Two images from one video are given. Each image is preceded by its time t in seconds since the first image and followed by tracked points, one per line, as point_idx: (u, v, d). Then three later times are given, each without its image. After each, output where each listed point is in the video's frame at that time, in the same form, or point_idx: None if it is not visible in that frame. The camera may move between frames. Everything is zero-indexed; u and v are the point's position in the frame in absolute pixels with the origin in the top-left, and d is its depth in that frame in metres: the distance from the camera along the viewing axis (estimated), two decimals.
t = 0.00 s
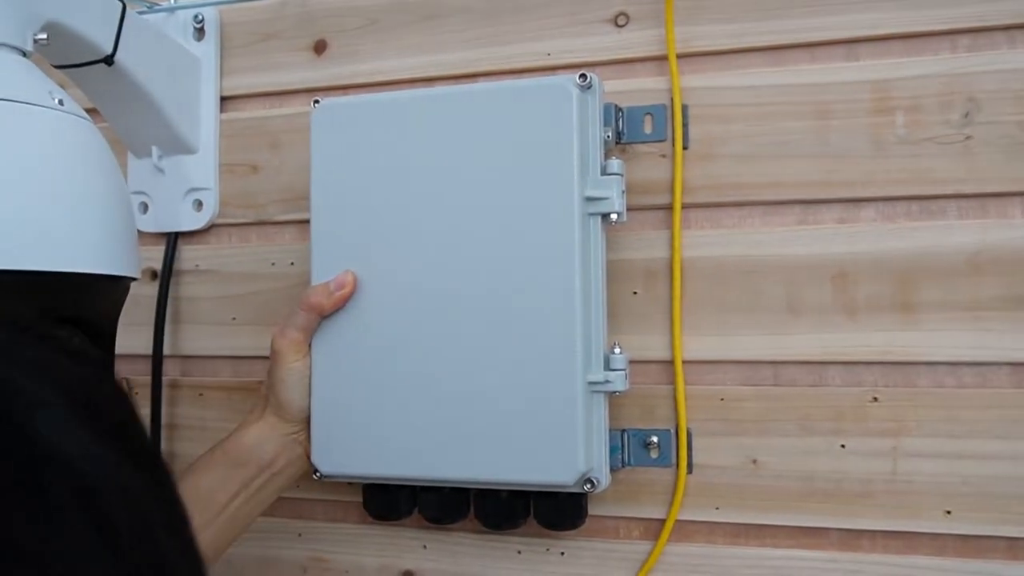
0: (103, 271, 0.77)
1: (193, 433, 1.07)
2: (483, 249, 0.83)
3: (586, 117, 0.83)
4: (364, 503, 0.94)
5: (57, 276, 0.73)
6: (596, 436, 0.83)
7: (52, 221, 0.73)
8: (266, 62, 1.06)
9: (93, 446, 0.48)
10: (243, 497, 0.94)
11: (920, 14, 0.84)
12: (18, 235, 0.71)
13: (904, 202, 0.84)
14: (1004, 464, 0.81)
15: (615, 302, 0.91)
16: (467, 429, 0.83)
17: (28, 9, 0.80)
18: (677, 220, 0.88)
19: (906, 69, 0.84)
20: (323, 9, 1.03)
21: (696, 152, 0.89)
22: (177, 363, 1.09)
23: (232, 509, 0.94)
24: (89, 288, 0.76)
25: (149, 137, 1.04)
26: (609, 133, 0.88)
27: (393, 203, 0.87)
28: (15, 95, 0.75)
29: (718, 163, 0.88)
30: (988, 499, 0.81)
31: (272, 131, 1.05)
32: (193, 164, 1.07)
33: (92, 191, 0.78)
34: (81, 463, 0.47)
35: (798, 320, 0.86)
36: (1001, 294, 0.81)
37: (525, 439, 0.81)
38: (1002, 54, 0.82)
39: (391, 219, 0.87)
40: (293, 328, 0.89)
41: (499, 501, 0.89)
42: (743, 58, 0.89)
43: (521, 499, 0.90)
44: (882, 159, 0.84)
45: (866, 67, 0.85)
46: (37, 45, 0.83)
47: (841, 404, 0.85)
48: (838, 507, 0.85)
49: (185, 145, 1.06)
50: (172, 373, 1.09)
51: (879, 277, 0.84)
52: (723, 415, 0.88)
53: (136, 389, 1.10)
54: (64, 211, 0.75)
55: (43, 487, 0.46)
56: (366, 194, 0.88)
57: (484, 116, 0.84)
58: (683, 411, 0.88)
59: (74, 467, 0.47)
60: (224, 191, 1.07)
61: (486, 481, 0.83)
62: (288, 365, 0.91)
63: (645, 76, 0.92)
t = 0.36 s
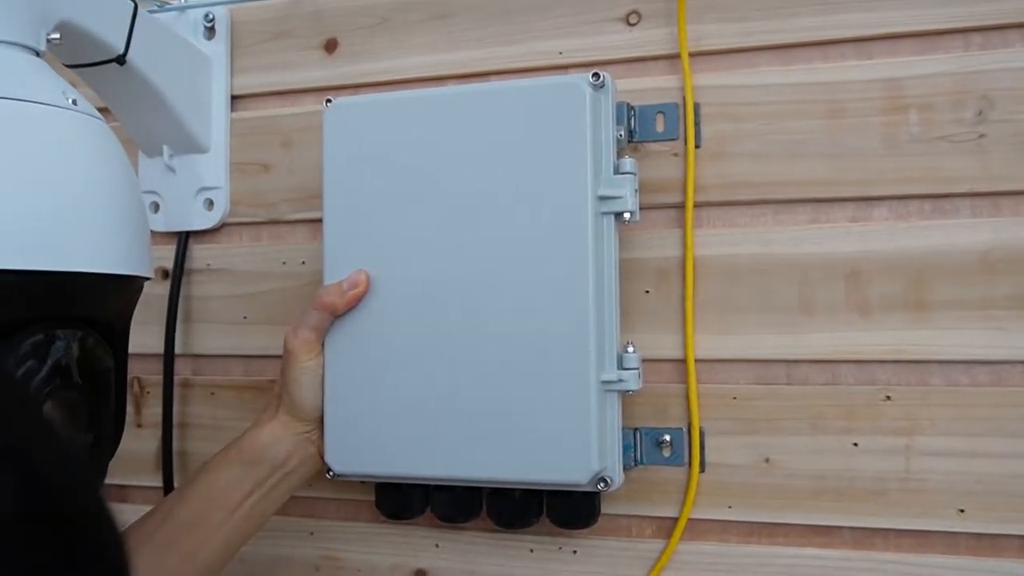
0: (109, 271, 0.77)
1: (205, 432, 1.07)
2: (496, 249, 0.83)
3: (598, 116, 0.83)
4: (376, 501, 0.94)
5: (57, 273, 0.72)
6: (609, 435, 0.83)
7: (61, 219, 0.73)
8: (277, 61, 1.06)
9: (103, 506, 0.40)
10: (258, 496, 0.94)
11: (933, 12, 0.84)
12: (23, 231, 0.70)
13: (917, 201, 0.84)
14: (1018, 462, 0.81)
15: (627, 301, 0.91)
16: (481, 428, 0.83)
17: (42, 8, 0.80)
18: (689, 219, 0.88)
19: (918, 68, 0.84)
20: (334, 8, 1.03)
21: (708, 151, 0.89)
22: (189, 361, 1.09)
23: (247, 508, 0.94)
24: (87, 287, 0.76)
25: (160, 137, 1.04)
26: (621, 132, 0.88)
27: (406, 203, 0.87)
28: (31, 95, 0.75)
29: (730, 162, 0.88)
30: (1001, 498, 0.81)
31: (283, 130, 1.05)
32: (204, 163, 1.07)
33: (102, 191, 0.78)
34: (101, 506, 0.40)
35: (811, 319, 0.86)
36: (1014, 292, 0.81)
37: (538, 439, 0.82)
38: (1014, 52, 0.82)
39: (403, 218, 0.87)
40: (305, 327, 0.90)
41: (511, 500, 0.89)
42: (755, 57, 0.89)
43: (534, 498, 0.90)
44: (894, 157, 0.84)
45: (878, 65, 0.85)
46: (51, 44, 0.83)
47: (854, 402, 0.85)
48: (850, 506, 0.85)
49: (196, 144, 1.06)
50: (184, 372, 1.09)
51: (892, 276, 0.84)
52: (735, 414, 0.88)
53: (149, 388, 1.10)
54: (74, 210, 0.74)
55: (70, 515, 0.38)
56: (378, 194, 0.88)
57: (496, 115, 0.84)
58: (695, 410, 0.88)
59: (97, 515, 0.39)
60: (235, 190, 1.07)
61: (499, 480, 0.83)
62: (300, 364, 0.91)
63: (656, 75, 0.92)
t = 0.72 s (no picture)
0: (110, 271, 0.77)
1: (207, 432, 1.07)
2: (498, 249, 0.84)
3: (599, 116, 0.83)
4: (377, 501, 0.95)
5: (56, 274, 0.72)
6: (610, 435, 0.84)
7: (60, 219, 0.73)
8: (278, 62, 1.06)
9: (169, 455, 0.40)
10: (259, 496, 0.95)
11: (934, 12, 0.84)
12: (20, 233, 0.71)
13: (917, 201, 0.84)
14: (1018, 463, 0.81)
15: (628, 301, 0.91)
16: (482, 427, 0.84)
17: (44, 10, 0.80)
18: (690, 219, 0.88)
19: (919, 68, 0.84)
20: (335, 9, 1.03)
21: (709, 151, 0.89)
22: (190, 361, 1.09)
23: (248, 508, 0.94)
24: (89, 287, 0.76)
25: (162, 138, 1.05)
26: (621, 133, 0.89)
27: (408, 203, 0.87)
28: (27, 95, 0.75)
29: (731, 163, 0.89)
30: (1001, 498, 0.81)
31: (285, 130, 1.05)
32: (205, 164, 1.07)
33: (103, 191, 0.78)
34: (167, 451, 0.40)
35: (812, 319, 0.86)
36: (1014, 292, 0.81)
37: (540, 438, 0.82)
38: (1015, 52, 0.82)
39: (405, 218, 0.87)
40: (306, 327, 0.90)
41: (512, 500, 0.90)
42: (756, 57, 0.89)
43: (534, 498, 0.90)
44: (894, 158, 0.84)
45: (879, 65, 0.85)
46: (52, 45, 0.83)
47: (854, 402, 0.85)
48: (850, 505, 0.85)
49: (198, 145, 1.06)
50: (185, 372, 1.09)
51: (893, 276, 0.84)
52: (736, 414, 0.88)
53: (150, 389, 1.10)
54: (73, 211, 0.74)
55: (142, 471, 0.38)
56: (380, 194, 0.88)
57: (497, 115, 0.84)
58: (695, 410, 0.88)
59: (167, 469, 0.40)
60: (236, 191, 1.07)
61: (500, 479, 0.83)
62: (302, 364, 0.91)
63: (657, 75, 0.92)
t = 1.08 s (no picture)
0: (107, 269, 0.77)
1: (200, 430, 1.07)
2: (491, 248, 0.84)
3: (593, 116, 0.84)
4: (370, 500, 0.95)
5: (54, 273, 0.73)
6: (602, 434, 0.84)
7: (53, 218, 0.73)
8: (272, 60, 1.06)
9: (179, 442, 0.37)
10: (251, 495, 0.95)
11: (927, 12, 0.84)
12: (19, 232, 0.71)
13: (909, 200, 0.85)
14: (1009, 461, 0.81)
15: (620, 299, 0.91)
16: (475, 425, 0.84)
17: (37, 7, 0.80)
18: (682, 218, 0.89)
19: (911, 68, 0.84)
20: (329, 7, 1.03)
21: (702, 151, 0.90)
22: (183, 360, 1.09)
23: (241, 507, 0.95)
24: (85, 286, 0.76)
25: (155, 136, 1.05)
26: (614, 132, 0.89)
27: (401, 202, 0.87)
28: (25, 95, 0.75)
29: (723, 162, 0.89)
30: (992, 496, 0.81)
31: (278, 129, 1.05)
32: (199, 162, 1.07)
33: (98, 189, 0.78)
34: (177, 437, 0.37)
35: (804, 318, 0.86)
36: (1005, 291, 0.81)
37: (533, 437, 0.82)
38: (1007, 52, 0.82)
39: (399, 217, 0.87)
40: (299, 326, 0.90)
41: (504, 499, 0.90)
42: (749, 56, 0.90)
43: (526, 497, 0.90)
44: (887, 157, 0.85)
45: (871, 65, 0.85)
46: (46, 42, 0.83)
47: (845, 400, 0.85)
48: (841, 504, 0.85)
49: (191, 143, 1.06)
50: (179, 370, 1.09)
51: (884, 276, 0.84)
52: (728, 412, 0.88)
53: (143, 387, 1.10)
54: (71, 209, 0.75)
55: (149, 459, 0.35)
56: (374, 193, 0.88)
57: (491, 114, 0.84)
58: (688, 408, 0.88)
59: (177, 456, 0.36)
60: (229, 189, 1.07)
61: (493, 476, 0.83)
62: (295, 362, 0.91)
63: (649, 75, 0.92)
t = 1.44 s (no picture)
0: (102, 270, 0.77)
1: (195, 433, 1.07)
2: (489, 251, 0.84)
3: (591, 120, 0.84)
4: (366, 502, 0.95)
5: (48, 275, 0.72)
6: (599, 438, 0.84)
7: (48, 219, 0.73)
8: (268, 62, 1.06)
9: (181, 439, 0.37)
10: (249, 498, 0.95)
11: (923, 16, 0.84)
12: (13, 234, 0.70)
13: (905, 204, 0.85)
14: (1003, 464, 0.81)
15: (617, 302, 0.91)
16: (472, 428, 0.84)
17: (33, 8, 0.80)
18: (679, 221, 0.89)
19: (907, 71, 0.84)
20: (325, 8, 1.03)
21: (699, 154, 0.90)
22: (178, 362, 1.09)
23: (238, 509, 0.94)
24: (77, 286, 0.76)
25: (151, 137, 1.04)
26: (611, 136, 0.89)
27: (399, 205, 0.87)
28: (20, 95, 0.74)
29: (720, 165, 0.89)
30: (987, 499, 0.82)
31: (274, 130, 1.05)
32: (195, 164, 1.07)
33: (93, 190, 0.78)
34: (178, 432, 0.37)
35: (800, 321, 0.87)
36: (1001, 294, 0.82)
37: (531, 441, 0.82)
38: (1003, 56, 0.82)
39: (396, 220, 0.87)
40: (296, 328, 0.90)
41: (500, 503, 0.90)
42: (745, 60, 0.90)
43: (523, 501, 0.90)
44: (883, 160, 0.85)
45: (868, 68, 0.85)
46: (41, 43, 0.83)
47: (842, 403, 0.85)
48: (837, 507, 0.85)
49: (186, 144, 1.06)
50: (174, 372, 1.09)
51: (880, 279, 0.84)
52: (724, 415, 0.88)
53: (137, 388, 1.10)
54: (65, 210, 0.74)
55: (151, 455, 0.35)
56: (371, 196, 0.88)
57: (489, 118, 0.84)
58: (684, 411, 0.88)
59: (178, 451, 0.36)
60: (225, 190, 1.07)
61: (490, 480, 0.83)
62: (291, 365, 0.91)
63: (646, 78, 0.92)
